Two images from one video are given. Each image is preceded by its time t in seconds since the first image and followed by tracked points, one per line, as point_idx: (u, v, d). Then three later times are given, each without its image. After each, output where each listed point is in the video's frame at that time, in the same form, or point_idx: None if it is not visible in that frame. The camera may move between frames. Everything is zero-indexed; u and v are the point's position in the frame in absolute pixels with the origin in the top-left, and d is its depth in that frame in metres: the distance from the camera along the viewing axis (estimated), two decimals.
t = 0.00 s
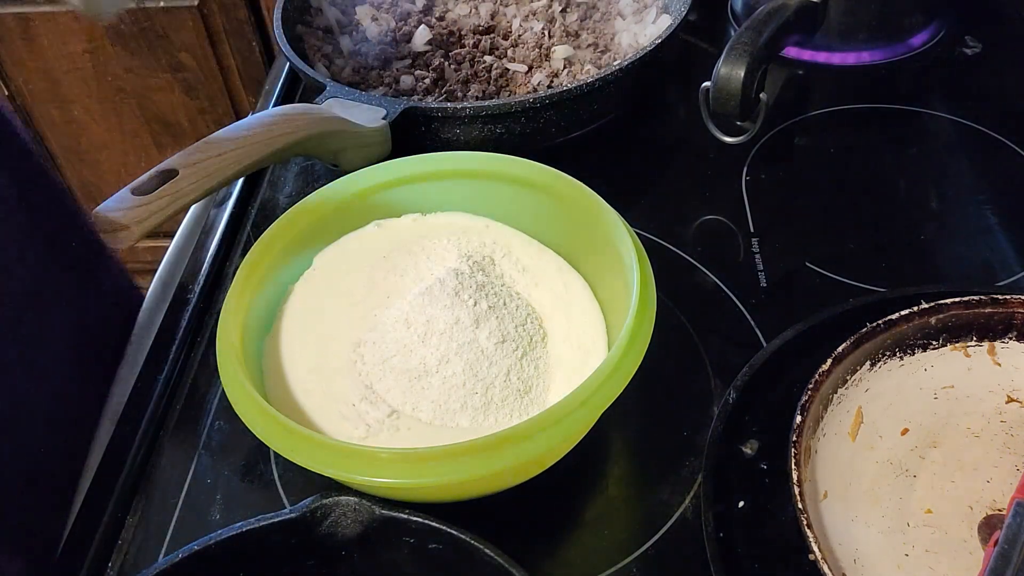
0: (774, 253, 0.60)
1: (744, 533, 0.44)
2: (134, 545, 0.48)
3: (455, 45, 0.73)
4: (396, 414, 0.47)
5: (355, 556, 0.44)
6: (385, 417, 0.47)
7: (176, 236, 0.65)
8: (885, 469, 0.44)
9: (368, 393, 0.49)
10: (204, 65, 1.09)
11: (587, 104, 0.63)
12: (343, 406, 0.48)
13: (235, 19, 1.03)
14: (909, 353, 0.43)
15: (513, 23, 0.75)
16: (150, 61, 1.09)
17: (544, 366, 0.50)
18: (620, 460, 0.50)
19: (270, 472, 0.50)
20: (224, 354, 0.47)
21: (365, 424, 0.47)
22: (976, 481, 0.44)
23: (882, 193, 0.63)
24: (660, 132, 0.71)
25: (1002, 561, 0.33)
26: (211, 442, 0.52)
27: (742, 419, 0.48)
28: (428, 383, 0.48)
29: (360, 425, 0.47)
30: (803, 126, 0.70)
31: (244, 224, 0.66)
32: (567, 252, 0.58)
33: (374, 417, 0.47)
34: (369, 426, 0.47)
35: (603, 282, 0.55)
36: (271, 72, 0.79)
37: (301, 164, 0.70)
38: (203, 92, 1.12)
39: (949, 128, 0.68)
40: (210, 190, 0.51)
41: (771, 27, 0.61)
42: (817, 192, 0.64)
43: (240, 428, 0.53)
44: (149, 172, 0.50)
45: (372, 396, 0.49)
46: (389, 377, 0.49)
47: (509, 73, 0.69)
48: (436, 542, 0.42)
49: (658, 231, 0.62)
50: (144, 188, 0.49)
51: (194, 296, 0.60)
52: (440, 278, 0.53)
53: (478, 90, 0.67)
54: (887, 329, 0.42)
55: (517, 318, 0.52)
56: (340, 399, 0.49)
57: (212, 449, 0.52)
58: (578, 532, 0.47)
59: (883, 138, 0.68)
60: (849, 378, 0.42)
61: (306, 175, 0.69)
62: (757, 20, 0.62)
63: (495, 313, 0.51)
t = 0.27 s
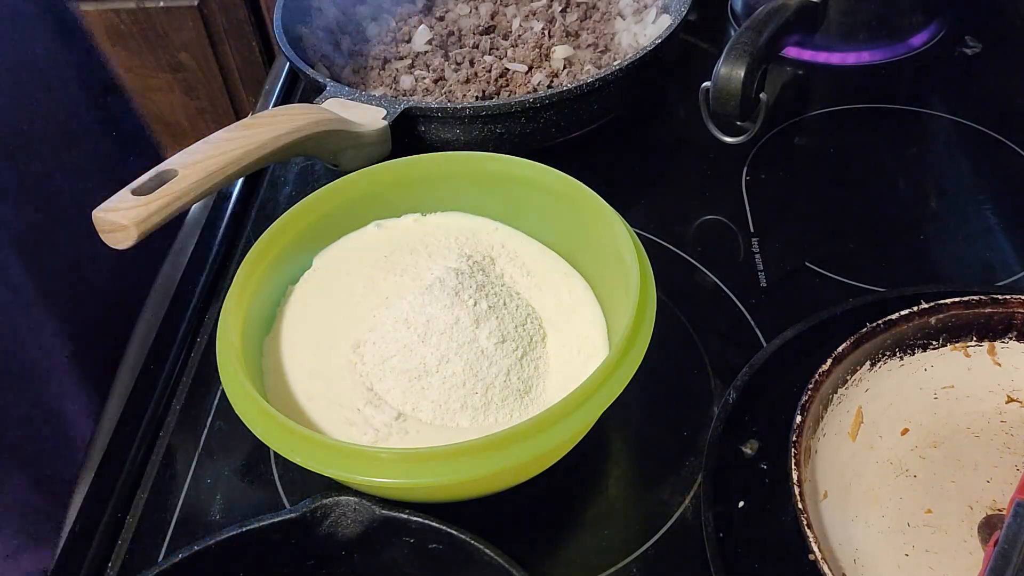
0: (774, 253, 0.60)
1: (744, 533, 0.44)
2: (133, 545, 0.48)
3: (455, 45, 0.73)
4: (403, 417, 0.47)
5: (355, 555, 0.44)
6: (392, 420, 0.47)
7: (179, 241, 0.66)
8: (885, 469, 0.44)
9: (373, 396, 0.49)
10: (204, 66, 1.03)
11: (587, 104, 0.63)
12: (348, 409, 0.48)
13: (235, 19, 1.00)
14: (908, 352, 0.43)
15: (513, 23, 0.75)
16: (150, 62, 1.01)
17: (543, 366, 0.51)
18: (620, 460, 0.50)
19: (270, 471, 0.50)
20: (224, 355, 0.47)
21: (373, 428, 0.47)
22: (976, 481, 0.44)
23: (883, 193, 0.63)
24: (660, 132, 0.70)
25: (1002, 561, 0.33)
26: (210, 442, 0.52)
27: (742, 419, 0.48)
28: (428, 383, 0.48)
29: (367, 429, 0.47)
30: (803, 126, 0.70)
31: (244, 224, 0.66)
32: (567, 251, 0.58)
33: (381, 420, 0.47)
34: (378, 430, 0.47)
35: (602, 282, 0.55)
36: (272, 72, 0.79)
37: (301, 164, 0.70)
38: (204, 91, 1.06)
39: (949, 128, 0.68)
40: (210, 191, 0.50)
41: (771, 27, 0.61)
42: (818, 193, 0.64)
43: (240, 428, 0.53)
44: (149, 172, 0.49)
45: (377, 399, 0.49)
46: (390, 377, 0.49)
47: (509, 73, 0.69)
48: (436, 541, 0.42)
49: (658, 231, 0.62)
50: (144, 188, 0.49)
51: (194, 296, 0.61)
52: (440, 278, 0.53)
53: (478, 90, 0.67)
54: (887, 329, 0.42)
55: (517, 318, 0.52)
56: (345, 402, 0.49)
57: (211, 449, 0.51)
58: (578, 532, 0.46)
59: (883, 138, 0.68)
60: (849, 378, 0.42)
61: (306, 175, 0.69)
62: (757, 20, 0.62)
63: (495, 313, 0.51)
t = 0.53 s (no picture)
0: (774, 253, 0.60)
1: (744, 533, 0.44)
2: (133, 545, 0.48)
3: (456, 45, 0.73)
4: (410, 420, 0.47)
5: (355, 555, 0.44)
6: (398, 423, 0.47)
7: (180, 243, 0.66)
8: (885, 469, 0.44)
9: (374, 397, 0.49)
10: (204, 66, 1.04)
11: (586, 104, 0.63)
12: (353, 412, 0.48)
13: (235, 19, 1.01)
14: (908, 352, 0.43)
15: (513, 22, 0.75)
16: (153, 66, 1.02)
17: (543, 365, 0.51)
18: (620, 460, 0.50)
19: (270, 471, 0.50)
20: (223, 355, 0.47)
21: (380, 432, 0.47)
22: (976, 482, 0.44)
23: (883, 193, 0.63)
24: (660, 132, 0.70)
25: (1002, 562, 0.33)
26: (210, 441, 0.52)
27: (742, 419, 0.48)
28: (428, 383, 0.48)
29: (374, 433, 0.47)
30: (803, 126, 0.70)
31: (243, 224, 0.66)
32: (567, 250, 0.58)
33: (385, 423, 0.47)
34: (385, 433, 0.46)
35: (603, 282, 0.54)
36: (272, 72, 0.79)
37: (301, 164, 0.70)
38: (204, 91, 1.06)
39: (949, 128, 0.68)
40: (210, 192, 0.50)
41: (771, 27, 0.61)
42: (817, 192, 0.64)
43: (240, 428, 0.53)
44: (149, 172, 0.49)
45: (378, 400, 0.49)
46: (390, 377, 0.49)
47: (509, 73, 0.69)
48: (436, 542, 0.42)
49: (658, 231, 0.62)
50: (144, 189, 0.49)
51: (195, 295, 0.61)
52: (440, 278, 0.53)
53: (478, 90, 0.67)
54: (887, 329, 0.42)
55: (517, 318, 0.52)
56: (349, 404, 0.49)
57: (211, 450, 0.51)
58: (578, 532, 0.46)
59: (883, 138, 0.68)
60: (849, 378, 0.42)
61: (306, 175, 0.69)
62: (757, 20, 0.62)
63: (495, 313, 0.51)
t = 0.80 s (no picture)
0: (774, 253, 0.60)
1: (744, 533, 0.44)
2: (133, 545, 0.48)
3: (455, 45, 0.73)
4: (415, 421, 0.47)
5: (355, 555, 0.44)
6: (403, 425, 0.47)
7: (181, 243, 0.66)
8: (884, 469, 0.44)
9: (375, 397, 0.49)
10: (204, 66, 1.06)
11: (586, 104, 0.63)
12: (356, 414, 0.48)
13: (235, 19, 1.00)
14: (908, 352, 0.43)
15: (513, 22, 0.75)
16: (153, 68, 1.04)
17: (544, 365, 0.51)
18: (621, 460, 0.50)
19: (270, 471, 0.50)
20: (224, 355, 0.47)
21: (382, 433, 0.47)
22: (976, 482, 0.44)
23: (883, 193, 0.63)
24: (660, 132, 0.70)
25: (1002, 561, 0.33)
26: (210, 441, 0.52)
27: (743, 419, 0.48)
28: (428, 383, 0.48)
29: (377, 434, 0.47)
30: (803, 126, 0.70)
31: (243, 224, 0.66)
32: (567, 249, 0.58)
33: (388, 425, 0.47)
34: (388, 435, 0.46)
35: (603, 282, 0.54)
36: (272, 72, 0.79)
37: (301, 164, 0.70)
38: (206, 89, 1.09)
39: (949, 128, 0.68)
40: (211, 192, 0.50)
41: (771, 27, 0.61)
42: (817, 192, 0.64)
43: (240, 428, 0.53)
44: (150, 172, 0.49)
45: (379, 400, 0.49)
46: (390, 377, 0.49)
47: (509, 73, 0.69)
48: (437, 542, 0.42)
49: (658, 231, 0.62)
50: (145, 188, 0.49)
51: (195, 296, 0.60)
52: (440, 278, 0.53)
53: (478, 90, 0.67)
54: (886, 329, 0.42)
55: (517, 318, 0.52)
56: (352, 406, 0.48)
57: (211, 450, 0.51)
58: (579, 532, 0.46)
59: (883, 138, 0.68)
60: (849, 378, 0.42)
61: (307, 174, 0.69)
62: (756, 20, 0.62)
63: (495, 313, 0.51)
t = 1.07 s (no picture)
0: (774, 253, 0.60)
1: (744, 533, 0.44)
2: (132, 545, 0.48)
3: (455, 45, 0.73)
4: (418, 422, 0.47)
5: (355, 555, 0.44)
6: (405, 425, 0.47)
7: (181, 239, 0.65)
8: (884, 469, 0.44)
9: (374, 397, 0.49)
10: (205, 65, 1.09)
11: (586, 104, 0.63)
12: (357, 414, 0.48)
13: (236, 20, 1.00)
14: (908, 352, 0.43)
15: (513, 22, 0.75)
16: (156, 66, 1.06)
17: (544, 366, 0.51)
18: (621, 460, 0.50)
19: (270, 471, 0.50)
20: (223, 355, 0.47)
21: (382, 433, 0.47)
22: (976, 482, 0.44)
23: (882, 193, 0.63)
24: (660, 132, 0.71)
25: (1002, 561, 0.33)
26: (210, 442, 0.52)
27: (743, 420, 0.48)
28: (428, 383, 0.48)
29: (377, 434, 0.47)
30: (803, 126, 0.70)
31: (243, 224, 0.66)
32: (567, 249, 0.58)
33: (390, 425, 0.47)
34: (388, 435, 0.46)
35: (603, 282, 0.54)
36: (272, 72, 0.79)
37: (301, 164, 0.70)
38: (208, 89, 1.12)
39: (949, 128, 0.68)
40: (210, 192, 0.50)
41: (771, 27, 0.61)
42: (817, 192, 0.64)
43: (239, 428, 0.53)
44: (149, 172, 0.49)
45: (379, 400, 0.49)
46: (390, 377, 0.49)
47: (509, 73, 0.69)
48: (436, 542, 0.42)
49: (658, 231, 0.62)
50: (144, 188, 0.49)
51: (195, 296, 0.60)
52: (440, 278, 0.53)
53: (478, 90, 0.67)
54: (887, 328, 0.42)
55: (517, 318, 0.52)
56: (352, 406, 0.48)
57: (211, 450, 0.51)
58: (579, 532, 0.46)
59: (883, 138, 0.68)
60: (849, 378, 0.42)
61: (306, 175, 0.69)
62: (756, 20, 0.62)
63: (495, 313, 0.51)
